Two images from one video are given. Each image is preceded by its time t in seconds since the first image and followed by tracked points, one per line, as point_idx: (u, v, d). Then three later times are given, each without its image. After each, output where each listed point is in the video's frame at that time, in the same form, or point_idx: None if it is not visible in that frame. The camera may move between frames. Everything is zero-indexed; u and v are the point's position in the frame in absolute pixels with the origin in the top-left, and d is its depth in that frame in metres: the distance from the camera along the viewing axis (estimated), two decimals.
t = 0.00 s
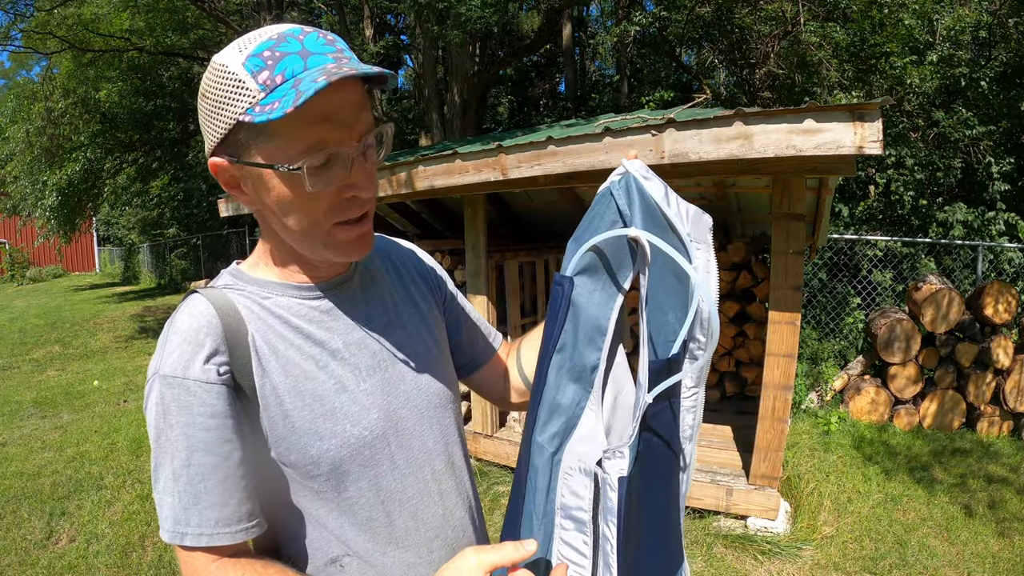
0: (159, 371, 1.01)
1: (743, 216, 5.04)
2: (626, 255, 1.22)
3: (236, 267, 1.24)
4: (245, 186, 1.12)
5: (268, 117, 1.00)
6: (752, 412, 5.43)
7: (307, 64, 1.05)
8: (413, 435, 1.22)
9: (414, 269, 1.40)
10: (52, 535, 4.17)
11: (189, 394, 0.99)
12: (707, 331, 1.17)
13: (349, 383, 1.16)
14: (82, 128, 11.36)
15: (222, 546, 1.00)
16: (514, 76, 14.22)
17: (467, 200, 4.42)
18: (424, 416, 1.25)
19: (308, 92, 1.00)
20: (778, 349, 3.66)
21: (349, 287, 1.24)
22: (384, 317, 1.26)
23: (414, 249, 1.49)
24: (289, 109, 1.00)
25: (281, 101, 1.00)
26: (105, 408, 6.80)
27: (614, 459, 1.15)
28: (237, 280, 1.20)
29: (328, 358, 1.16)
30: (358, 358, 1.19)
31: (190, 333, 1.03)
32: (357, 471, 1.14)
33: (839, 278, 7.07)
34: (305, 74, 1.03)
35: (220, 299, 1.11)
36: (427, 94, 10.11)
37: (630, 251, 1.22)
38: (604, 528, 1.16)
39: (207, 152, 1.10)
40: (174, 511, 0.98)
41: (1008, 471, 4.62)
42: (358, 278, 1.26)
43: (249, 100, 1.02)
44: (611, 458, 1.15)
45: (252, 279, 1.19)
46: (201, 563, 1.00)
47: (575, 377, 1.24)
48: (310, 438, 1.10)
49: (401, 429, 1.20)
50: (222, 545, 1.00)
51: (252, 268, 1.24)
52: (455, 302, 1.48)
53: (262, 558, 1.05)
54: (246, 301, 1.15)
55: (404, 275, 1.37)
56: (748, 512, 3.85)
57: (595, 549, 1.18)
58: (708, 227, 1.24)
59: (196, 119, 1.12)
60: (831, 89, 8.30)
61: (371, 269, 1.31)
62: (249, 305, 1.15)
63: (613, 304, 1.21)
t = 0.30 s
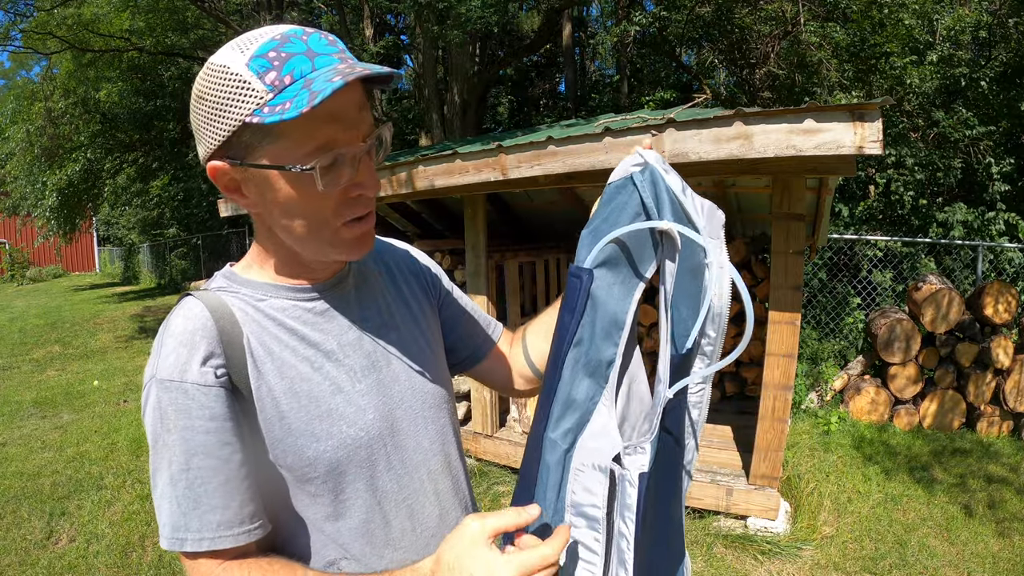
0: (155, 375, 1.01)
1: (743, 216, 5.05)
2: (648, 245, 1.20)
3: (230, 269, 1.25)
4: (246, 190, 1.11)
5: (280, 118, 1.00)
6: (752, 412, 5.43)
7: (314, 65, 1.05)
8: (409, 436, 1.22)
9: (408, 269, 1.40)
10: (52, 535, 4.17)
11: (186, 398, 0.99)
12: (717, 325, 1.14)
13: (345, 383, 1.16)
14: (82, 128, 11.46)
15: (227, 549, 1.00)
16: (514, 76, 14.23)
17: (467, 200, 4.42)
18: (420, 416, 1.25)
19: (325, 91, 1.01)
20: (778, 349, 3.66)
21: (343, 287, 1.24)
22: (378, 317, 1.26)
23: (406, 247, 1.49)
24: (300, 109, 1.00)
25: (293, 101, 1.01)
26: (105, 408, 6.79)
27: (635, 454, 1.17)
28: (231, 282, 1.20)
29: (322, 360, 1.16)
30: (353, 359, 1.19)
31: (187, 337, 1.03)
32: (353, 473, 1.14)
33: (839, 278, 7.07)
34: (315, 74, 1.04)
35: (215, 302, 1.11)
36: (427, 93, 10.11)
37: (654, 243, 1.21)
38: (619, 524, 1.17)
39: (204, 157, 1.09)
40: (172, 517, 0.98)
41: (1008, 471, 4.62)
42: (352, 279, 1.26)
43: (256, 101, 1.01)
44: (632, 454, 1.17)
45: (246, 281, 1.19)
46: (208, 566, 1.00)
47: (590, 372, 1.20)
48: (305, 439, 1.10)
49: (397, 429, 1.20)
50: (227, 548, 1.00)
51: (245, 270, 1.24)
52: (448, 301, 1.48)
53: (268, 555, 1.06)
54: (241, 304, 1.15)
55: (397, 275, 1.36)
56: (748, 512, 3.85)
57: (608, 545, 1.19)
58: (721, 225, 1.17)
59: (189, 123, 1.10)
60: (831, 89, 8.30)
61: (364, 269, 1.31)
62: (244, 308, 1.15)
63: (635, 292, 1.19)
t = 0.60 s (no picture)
0: (154, 376, 1.01)
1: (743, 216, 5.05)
2: (629, 214, 1.16)
3: (224, 271, 1.24)
4: (235, 193, 1.11)
5: (266, 124, 1.00)
6: (752, 412, 5.44)
7: (302, 71, 1.04)
8: (405, 437, 1.22)
9: (402, 269, 1.40)
10: (52, 535, 4.17)
11: (187, 398, 0.99)
12: (707, 285, 1.14)
13: (340, 385, 1.16)
14: (82, 128, 11.47)
15: (237, 547, 0.99)
16: (514, 76, 14.24)
17: (467, 200, 4.42)
18: (415, 418, 1.25)
19: (309, 98, 1.00)
20: (778, 349, 3.66)
21: (335, 289, 1.23)
22: (371, 318, 1.26)
23: (400, 248, 1.49)
24: (285, 115, 1.00)
25: (279, 108, 1.00)
26: (105, 408, 6.79)
27: (652, 419, 1.12)
28: (224, 285, 1.20)
29: (318, 361, 1.16)
30: (347, 359, 1.19)
31: (182, 338, 1.03)
32: (350, 474, 1.15)
33: (839, 278, 7.06)
34: (302, 79, 1.03)
35: (208, 304, 1.11)
36: (427, 93, 10.12)
37: (634, 207, 1.17)
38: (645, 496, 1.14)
39: (195, 157, 1.09)
40: (174, 521, 0.97)
41: (1008, 471, 4.62)
42: (345, 281, 1.26)
43: (244, 106, 1.01)
44: (649, 418, 1.12)
45: (238, 283, 1.19)
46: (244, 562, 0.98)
47: (591, 344, 1.17)
48: (302, 440, 1.10)
49: (392, 430, 1.21)
50: (237, 546, 0.99)
51: (238, 272, 1.23)
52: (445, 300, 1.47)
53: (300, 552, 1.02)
54: (235, 306, 1.16)
55: (390, 275, 1.36)
56: (748, 512, 3.85)
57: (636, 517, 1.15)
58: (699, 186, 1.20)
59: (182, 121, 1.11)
60: (831, 89, 8.29)
61: (356, 270, 1.31)
62: (238, 311, 1.15)
63: (623, 262, 1.15)
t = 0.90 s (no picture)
0: (163, 381, 1.01)
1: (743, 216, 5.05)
2: (635, 205, 1.15)
3: (221, 274, 1.24)
4: (223, 200, 1.12)
5: (240, 133, 0.99)
6: (752, 412, 5.44)
7: (279, 76, 1.03)
8: (405, 436, 1.24)
9: (398, 265, 1.40)
10: (52, 535, 4.17)
11: (201, 399, 0.99)
12: (712, 269, 1.10)
13: (342, 386, 1.16)
14: (82, 128, 11.45)
15: (280, 534, 0.99)
16: (514, 76, 14.26)
17: (467, 200, 4.41)
18: (415, 418, 1.26)
19: (282, 105, 0.99)
20: (778, 349, 3.66)
21: (332, 289, 1.23)
22: (368, 317, 1.26)
23: (393, 244, 1.48)
24: (258, 124, 0.99)
25: (253, 115, 0.99)
26: (105, 408, 6.80)
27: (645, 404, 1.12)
28: (222, 289, 1.20)
29: (320, 361, 1.16)
30: (349, 360, 1.19)
31: (187, 344, 1.04)
32: (354, 474, 1.15)
33: (839, 278, 7.06)
34: (277, 85, 1.02)
35: (206, 308, 1.11)
36: (427, 93, 10.13)
37: (640, 198, 1.16)
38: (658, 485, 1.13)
39: (182, 166, 1.09)
40: (213, 521, 0.97)
41: (1008, 471, 4.62)
42: (341, 282, 1.25)
43: (221, 114, 1.01)
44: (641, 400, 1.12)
45: (235, 287, 1.20)
46: (292, 548, 0.99)
47: (595, 331, 1.18)
48: (307, 442, 1.10)
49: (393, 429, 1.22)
50: (280, 533, 0.99)
51: (234, 276, 1.23)
52: (451, 281, 1.50)
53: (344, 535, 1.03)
54: (233, 310, 1.16)
55: (386, 273, 1.36)
56: (748, 512, 3.85)
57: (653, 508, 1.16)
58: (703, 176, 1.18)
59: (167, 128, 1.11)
60: (831, 89, 8.31)
61: (352, 269, 1.30)
62: (237, 314, 1.15)
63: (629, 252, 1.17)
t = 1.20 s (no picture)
0: (158, 388, 1.00)
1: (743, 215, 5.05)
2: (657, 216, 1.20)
3: (219, 273, 1.24)
4: (223, 207, 1.12)
5: (244, 143, 0.99)
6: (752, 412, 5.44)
7: (286, 86, 1.03)
8: (407, 435, 1.25)
9: (400, 264, 1.41)
10: (52, 535, 4.17)
11: (195, 408, 0.99)
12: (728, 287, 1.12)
13: (342, 387, 1.16)
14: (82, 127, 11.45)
15: (267, 548, 1.00)
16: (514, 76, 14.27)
17: (467, 200, 4.41)
18: (415, 419, 1.27)
19: (288, 119, 0.98)
20: (779, 349, 3.65)
21: (332, 290, 1.23)
22: (370, 319, 1.26)
23: (389, 234, 1.49)
24: (263, 136, 0.99)
25: (258, 126, 0.99)
26: (105, 408, 6.79)
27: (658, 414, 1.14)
28: (219, 288, 1.20)
29: (320, 364, 1.15)
30: (348, 361, 1.18)
31: (183, 349, 1.03)
32: (356, 476, 1.16)
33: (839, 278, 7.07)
34: (283, 94, 1.02)
35: (202, 309, 1.11)
36: (427, 93, 10.14)
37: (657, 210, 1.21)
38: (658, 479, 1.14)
39: (180, 171, 1.09)
40: (199, 532, 0.97)
41: (1008, 471, 4.63)
42: (341, 282, 1.25)
43: (223, 121, 1.00)
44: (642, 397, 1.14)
45: (235, 287, 1.19)
46: (274, 563, 0.99)
47: (614, 329, 1.17)
48: (308, 446, 1.11)
49: (394, 430, 1.23)
50: (267, 547, 1.00)
51: (232, 276, 1.23)
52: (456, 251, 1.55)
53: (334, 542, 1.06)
54: (231, 312, 1.15)
55: (389, 273, 1.36)
56: (748, 512, 3.85)
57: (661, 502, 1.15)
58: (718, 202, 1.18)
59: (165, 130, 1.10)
60: (831, 89, 8.32)
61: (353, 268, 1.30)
62: (236, 317, 1.15)
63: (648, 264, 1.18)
